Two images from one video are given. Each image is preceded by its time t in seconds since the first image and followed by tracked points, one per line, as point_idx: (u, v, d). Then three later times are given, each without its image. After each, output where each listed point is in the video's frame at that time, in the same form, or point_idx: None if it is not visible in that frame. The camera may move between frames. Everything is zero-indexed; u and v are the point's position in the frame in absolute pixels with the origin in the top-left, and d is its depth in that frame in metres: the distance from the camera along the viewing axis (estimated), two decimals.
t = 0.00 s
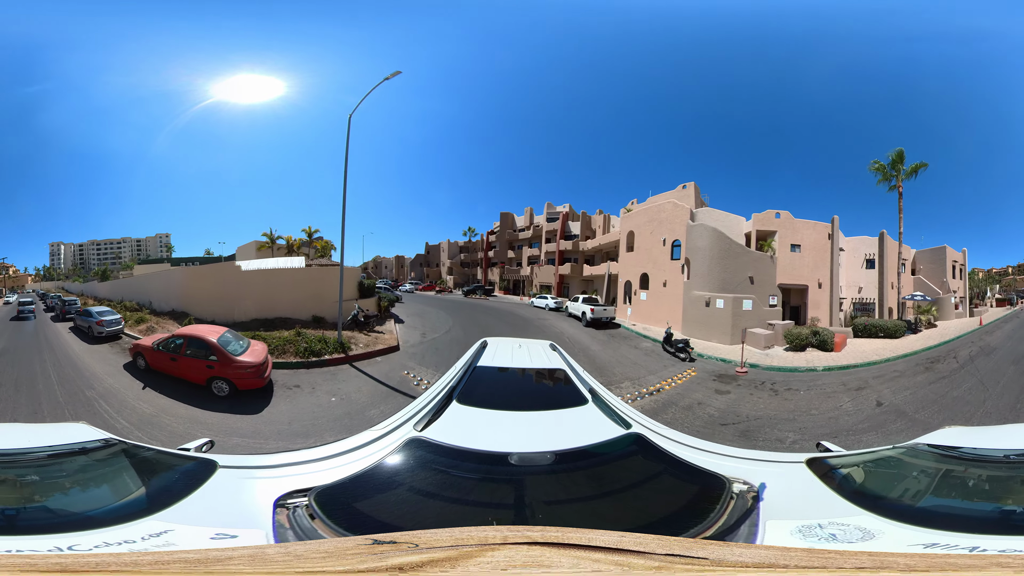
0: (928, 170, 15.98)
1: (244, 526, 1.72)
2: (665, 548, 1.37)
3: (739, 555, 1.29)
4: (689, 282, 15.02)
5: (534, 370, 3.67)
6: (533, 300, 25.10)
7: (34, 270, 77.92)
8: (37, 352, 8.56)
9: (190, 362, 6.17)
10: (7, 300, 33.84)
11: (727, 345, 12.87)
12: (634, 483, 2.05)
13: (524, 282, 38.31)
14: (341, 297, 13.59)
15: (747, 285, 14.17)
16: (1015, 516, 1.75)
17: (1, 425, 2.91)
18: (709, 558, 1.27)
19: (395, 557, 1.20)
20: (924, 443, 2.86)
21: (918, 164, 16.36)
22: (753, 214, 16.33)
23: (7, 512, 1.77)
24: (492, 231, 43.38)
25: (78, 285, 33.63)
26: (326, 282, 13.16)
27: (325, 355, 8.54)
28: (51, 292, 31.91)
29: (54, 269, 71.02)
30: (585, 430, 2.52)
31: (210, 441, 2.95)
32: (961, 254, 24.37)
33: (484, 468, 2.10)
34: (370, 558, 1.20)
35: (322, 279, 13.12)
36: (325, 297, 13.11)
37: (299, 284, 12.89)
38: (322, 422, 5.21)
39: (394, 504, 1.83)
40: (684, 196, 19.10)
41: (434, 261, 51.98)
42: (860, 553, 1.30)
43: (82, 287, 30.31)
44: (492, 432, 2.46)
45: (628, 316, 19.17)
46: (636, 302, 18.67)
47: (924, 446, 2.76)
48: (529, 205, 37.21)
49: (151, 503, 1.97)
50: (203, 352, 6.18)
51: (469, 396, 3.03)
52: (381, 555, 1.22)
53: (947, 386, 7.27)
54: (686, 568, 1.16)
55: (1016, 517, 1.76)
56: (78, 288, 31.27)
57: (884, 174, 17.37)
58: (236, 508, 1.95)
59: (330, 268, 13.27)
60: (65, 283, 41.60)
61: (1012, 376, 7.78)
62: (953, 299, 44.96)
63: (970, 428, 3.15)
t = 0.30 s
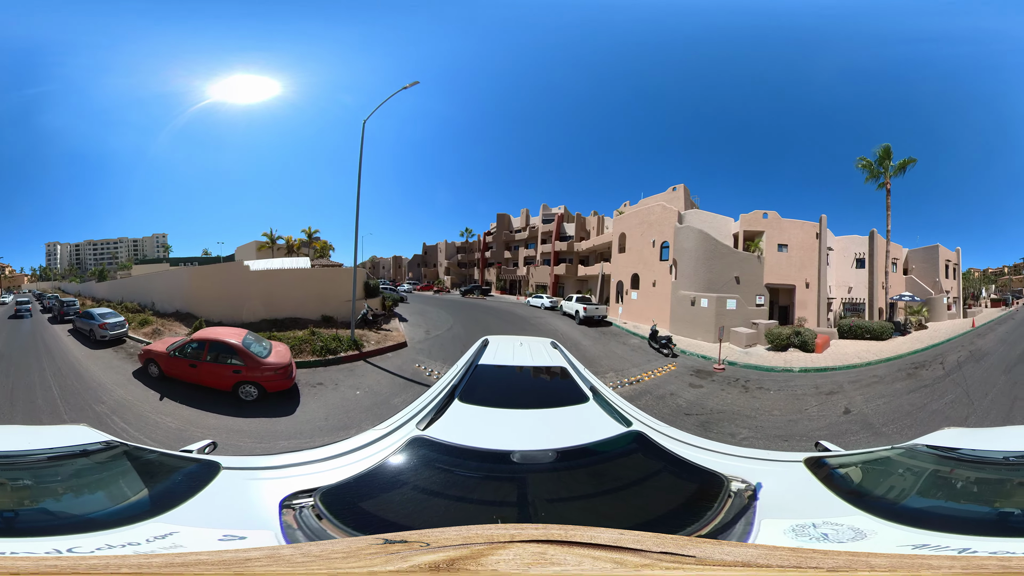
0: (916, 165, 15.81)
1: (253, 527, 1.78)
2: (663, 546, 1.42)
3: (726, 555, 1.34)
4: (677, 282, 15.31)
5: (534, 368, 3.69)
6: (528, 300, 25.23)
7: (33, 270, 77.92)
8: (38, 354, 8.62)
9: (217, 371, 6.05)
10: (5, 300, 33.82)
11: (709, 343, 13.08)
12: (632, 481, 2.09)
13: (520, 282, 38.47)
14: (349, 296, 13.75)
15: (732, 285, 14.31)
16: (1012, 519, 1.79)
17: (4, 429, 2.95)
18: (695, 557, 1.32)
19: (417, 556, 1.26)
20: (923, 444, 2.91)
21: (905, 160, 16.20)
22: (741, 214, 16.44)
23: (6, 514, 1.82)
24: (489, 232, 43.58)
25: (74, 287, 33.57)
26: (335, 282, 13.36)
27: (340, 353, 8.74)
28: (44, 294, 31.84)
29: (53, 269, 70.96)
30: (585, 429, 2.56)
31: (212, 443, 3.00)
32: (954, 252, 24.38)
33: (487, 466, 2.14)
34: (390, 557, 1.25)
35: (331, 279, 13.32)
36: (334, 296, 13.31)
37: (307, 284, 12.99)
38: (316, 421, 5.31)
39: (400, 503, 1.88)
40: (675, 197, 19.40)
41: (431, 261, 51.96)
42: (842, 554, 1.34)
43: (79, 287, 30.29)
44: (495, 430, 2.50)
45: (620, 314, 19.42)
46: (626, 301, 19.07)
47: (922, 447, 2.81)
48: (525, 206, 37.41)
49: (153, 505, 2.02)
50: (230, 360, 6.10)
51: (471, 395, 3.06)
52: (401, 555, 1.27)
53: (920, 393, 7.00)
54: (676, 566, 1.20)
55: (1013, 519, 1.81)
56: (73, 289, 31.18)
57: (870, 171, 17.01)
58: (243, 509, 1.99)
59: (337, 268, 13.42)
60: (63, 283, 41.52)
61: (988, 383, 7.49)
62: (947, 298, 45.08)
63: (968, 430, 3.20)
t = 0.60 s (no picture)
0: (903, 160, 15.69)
1: (249, 528, 1.74)
2: (671, 547, 1.39)
3: (741, 554, 1.32)
4: (665, 281, 15.63)
5: (534, 369, 3.66)
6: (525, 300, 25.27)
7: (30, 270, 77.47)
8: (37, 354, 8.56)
9: (246, 377, 5.88)
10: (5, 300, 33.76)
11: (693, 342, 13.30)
12: (635, 482, 2.07)
13: (516, 282, 38.59)
14: (357, 295, 13.92)
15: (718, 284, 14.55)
16: (1014, 518, 1.77)
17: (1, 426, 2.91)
18: (712, 556, 1.29)
19: (414, 557, 1.22)
20: (924, 443, 2.89)
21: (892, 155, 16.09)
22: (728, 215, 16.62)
23: (5, 513, 1.79)
24: (485, 233, 43.73)
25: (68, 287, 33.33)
26: (342, 282, 13.47)
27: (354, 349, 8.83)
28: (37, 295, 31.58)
29: (49, 269, 70.30)
30: (587, 429, 2.54)
31: (211, 443, 2.96)
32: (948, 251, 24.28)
33: (487, 468, 2.11)
34: (385, 558, 1.21)
35: (338, 278, 13.41)
36: (342, 296, 13.44)
37: (315, 284, 13.06)
38: (309, 421, 5.27)
39: (399, 505, 1.84)
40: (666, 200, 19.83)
41: (428, 262, 51.99)
42: (853, 553, 1.31)
43: (78, 287, 30.21)
44: (496, 431, 2.47)
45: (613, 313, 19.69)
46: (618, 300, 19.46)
47: (924, 446, 2.79)
48: (521, 207, 37.60)
49: (152, 504, 1.99)
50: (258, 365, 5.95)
51: (472, 397, 3.02)
52: (396, 556, 1.24)
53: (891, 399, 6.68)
54: (680, 567, 1.17)
55: (1015, 518, 1.79)
56: (68, 290, 31.00)
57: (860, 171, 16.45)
58: (239, 509, 1.96)
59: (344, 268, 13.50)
60: (60, 283, 41.28)
61: (970, 390, 7.03)
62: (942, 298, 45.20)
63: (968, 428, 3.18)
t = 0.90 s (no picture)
0: (889, 155, 15.55)
1: (248, 528, 1.74)
2: (671, 547, 1.39)
3: (743, 554, 1.32)
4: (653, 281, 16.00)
5: (533, 369, 3.66)
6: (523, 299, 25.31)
7: (28, 270, 77.28)
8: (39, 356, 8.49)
9: (279, 375, 5.86)
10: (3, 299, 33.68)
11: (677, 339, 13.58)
12: (635, 483, 2.07)
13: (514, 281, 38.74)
14: (367, 294, 14.20)
15: (704, 284, 14.91)
16: (1015, 518, 1.76)
17: (3, 426, 2.91)
18: (714, 556, 1.29)
19: (412, 557, 1.22)
20: (924, 443, 2.88)
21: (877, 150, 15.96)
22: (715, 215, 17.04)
23: (6, 512, 1.79)
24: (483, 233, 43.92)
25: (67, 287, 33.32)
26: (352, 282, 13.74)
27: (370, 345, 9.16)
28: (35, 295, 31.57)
29: (47, 269, 70.22)
30: (587, 429, 2.54)
31: (212, 442, 2.96)
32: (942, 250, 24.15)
33: (487, 468, 2.11)
34: (383, 558, 1.21)
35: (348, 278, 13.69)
36: (352, 295, 13.71)
37: (326, 284, 13.27)
38: (307, 419, 5.28)
39: (399, 505, 1.84)
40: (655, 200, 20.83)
41: (426, 262, 52.07)
42: (854, 553, 1.31)
43: (75, 286, 30.12)
44: (496, 431, 2.48)
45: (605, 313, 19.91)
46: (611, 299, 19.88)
47: (924, 446, 2.79)
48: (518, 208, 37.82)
49: (152, 503, 1.99)
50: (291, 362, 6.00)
51: (473, 396, 3.02)
52: (396, 556, 1.24)
53: (861, 403, 6.38)
54: (680, 567, 1.17)
55: (1015, 518, 1.78)
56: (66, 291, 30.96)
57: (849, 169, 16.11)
58: (240, 509, 1.96)
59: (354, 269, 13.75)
60: (59, 283, 41.27)
61: (945, 392, 6.80)
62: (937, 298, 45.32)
63: (968, 428, 3.18)
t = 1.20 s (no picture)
0: (874, 150, 15.48)
1: (249, 529, 1.73)
2: (674, 546, 1.39)
3: (743, 554, 1.32)
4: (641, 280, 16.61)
5: (533, 369, 3.66)
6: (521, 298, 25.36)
7: (23, 270, 76.66)
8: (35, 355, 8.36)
9: (314, 369, 6.04)
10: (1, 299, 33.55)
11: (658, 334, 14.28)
12: (636, 482, 2.07)
13: (512, 282, 38.80)
14: (374, 294, 15.12)
15: (690, 284, 15.59)
16: (1013, 518, 1.77)
17: (2, 425, 2.91)
18: (715, 556, 1.29)
19: (413, 558, 1.22)
20: (925, 443, 2.88)
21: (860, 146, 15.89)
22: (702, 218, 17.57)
23: (5, 512, 1.79)
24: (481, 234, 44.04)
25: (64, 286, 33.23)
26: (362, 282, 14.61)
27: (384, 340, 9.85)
28: (29, 294, 31.40)
29: (44, 269, 69.80)
30: (587, 429, 2.54)
31: (211, 443, 2.95)
32: (936, 249, 24.05)
33: (488, 468, 2.11)
34: (384, 558, 1.21)
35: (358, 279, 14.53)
36: (362, 294, 14.56)
37: (337, 285, 14.01)
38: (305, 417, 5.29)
39: (399, 505, 1.84)
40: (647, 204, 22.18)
41: (424, 262, 52.05)
42: (856, 553, 1.30)
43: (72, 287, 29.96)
44: (496, 431, 2.48)
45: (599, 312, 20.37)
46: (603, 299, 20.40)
47: (924, 445, 2.80)
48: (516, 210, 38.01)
49: (152, 504, 1.98)
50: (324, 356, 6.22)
51: (473, 397, 3.02)
52: (395, 556, 1.23)
53: (824, 407, 6.26)
54: (683, 567, 1.17)
55: (1014, 518, 1.79)
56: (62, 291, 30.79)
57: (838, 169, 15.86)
58: (239, 509, 1.96)
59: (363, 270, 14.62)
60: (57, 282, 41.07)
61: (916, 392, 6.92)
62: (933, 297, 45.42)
63: (966, 428, 3.19)
